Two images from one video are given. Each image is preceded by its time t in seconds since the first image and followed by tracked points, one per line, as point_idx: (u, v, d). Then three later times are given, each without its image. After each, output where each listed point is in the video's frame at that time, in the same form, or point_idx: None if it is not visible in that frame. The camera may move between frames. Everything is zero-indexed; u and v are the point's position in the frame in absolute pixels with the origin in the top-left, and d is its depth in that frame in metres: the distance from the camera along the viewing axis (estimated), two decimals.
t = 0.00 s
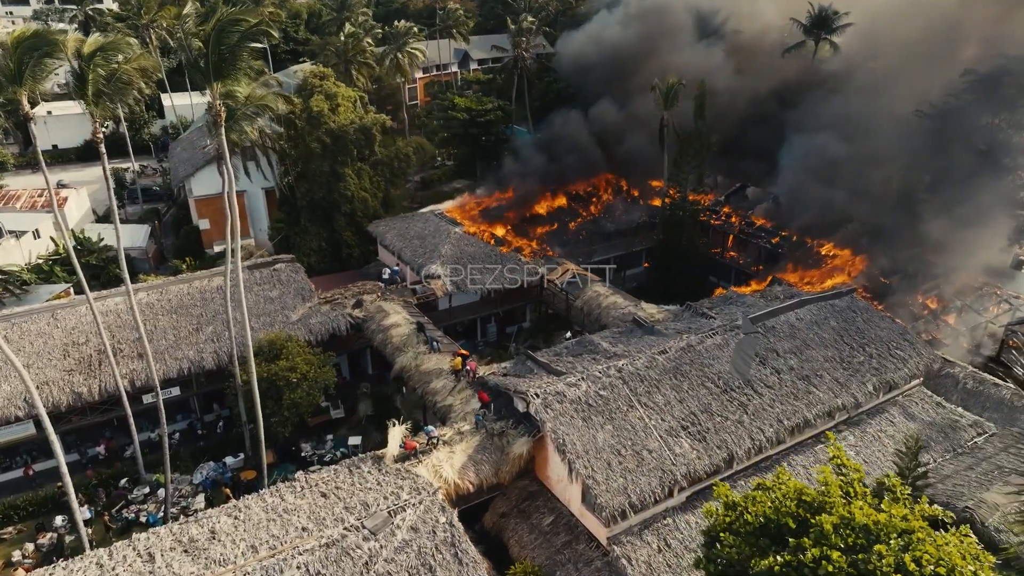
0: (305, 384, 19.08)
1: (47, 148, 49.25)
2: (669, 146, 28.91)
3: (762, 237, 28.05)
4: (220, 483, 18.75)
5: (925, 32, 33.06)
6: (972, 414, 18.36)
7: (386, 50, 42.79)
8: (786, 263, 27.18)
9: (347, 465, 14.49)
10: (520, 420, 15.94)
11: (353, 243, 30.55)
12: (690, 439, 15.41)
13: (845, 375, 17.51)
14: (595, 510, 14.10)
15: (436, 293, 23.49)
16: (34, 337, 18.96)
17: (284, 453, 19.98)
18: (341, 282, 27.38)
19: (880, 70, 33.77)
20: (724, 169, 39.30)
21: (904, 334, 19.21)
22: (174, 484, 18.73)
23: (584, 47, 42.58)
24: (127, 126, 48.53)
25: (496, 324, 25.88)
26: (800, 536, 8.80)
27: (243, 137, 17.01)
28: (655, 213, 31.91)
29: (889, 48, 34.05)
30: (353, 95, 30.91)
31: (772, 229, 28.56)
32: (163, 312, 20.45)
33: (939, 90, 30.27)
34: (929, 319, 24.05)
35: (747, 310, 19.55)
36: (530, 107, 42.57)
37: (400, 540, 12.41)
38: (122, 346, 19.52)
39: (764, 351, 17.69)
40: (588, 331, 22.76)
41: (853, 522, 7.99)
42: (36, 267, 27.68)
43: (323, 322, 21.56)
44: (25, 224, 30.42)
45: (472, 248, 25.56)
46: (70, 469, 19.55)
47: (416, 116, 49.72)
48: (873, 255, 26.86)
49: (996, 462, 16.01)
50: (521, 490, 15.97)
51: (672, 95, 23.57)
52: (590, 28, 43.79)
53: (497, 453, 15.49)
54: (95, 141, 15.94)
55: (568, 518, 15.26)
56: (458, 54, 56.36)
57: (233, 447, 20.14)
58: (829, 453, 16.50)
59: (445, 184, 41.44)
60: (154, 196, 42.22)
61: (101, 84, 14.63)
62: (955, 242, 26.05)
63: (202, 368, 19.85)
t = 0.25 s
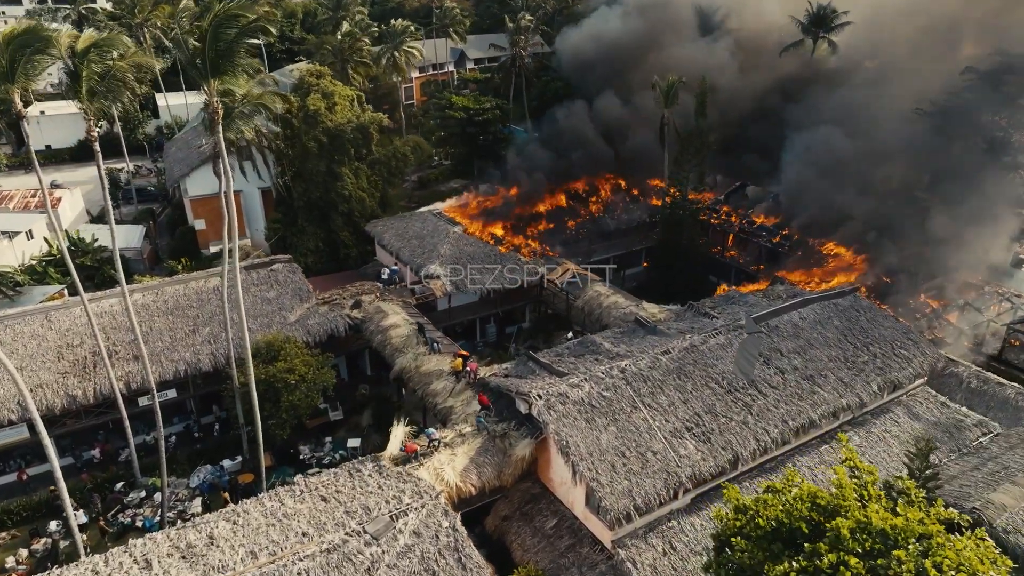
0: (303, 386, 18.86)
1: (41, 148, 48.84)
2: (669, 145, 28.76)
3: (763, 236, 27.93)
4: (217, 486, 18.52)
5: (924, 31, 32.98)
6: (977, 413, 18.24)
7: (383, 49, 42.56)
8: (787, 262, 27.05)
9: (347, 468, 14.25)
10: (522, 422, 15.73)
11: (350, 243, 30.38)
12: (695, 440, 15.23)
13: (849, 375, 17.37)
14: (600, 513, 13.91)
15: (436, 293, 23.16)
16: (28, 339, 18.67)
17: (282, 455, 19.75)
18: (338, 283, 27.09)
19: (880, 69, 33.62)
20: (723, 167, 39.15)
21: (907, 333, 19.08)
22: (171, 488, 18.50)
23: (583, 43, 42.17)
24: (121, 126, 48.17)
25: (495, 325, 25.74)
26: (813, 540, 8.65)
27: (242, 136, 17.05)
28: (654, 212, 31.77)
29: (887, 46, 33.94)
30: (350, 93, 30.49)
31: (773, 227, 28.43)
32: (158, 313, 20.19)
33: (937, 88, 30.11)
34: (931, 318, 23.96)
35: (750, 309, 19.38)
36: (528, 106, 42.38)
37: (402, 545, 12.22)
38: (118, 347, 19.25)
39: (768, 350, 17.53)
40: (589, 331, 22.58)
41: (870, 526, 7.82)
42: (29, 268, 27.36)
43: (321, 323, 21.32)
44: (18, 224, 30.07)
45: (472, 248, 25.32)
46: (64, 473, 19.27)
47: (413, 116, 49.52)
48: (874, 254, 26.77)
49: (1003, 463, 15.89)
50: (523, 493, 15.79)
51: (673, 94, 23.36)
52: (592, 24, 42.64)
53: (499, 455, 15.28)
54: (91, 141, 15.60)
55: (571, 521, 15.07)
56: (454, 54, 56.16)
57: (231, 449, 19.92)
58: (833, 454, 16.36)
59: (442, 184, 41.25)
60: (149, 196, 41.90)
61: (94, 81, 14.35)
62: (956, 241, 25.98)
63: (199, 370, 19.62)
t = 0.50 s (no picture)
0: (302, 388, 18.61)
1: (35, 148, 48.43)
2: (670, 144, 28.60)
3: (764, 235, 27.84)
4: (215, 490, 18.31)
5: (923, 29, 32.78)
6: (982, 413, 18.09)
7: (380, 48, 42.34)
8: (788, 262, 26.92)
9: (348, 471, 14.02)
10: (525, 423, 15.52)
11: (350, 243, 30.33)
12: (700, 442, 15.04)
13: (854, 375, 17.20)
14: (604, 516, 13.73)
15: (436, 294, 22.92)
16: (22, 341, 18.38)
17: (280, 458, 19.51)
18: (336, 284, 26.83)
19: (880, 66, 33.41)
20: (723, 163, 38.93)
21: (912, 332, 18.93)
22: (168, 491, 18.26)
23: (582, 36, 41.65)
24: (116, 126, 47.80)
25: (495, 325, 25.65)
26: (827, 545, 8.49)
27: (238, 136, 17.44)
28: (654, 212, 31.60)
29: (886, 44, 33.76)
30: (348, 92, 29.79)
31: (774, 226, 28.29)
32: (155, 314, 19.94)
33: (937, 84, 29.90)
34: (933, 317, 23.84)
35: (753, 308, 19.24)
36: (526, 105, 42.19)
37: (405, 550, 12.03)
38: (113, 349, 18.98)
39: (772, 350, 17.36)
40: (590, 331, 22.39)
41: (888, 530, 7.66)
42: (23, 269, 27.05)
43: (320, 324, 21.10)
44: (11, 225, 29.76)
45: (471, 248, 25.09)
46: (59, 477, 19.02)
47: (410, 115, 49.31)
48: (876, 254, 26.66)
49: (1010, 463, 15.75)
50: (525, 495, 15.58)
51: (674, 92, 23.18)
52: (593, 19, 41.65)
53: (501, 457, 15.06)
54: (85, 140, 15.37)
55: (575, 524, 14.88)
56: (451, 53, 55.99)
57: (228, 452, 19.67)
58: (839, 454, 16.20)
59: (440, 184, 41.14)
60: (144, 196, 41.58)
61: (89, 78, 14.09)
62: (957, 241, 25.93)
63: (196, 372, 19.40)
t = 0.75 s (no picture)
0: (300, 390, 18.36)
1: (28, 148, 48.01)
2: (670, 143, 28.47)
3: (764, 234, 27.73)
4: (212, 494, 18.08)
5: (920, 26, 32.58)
6: (987, 413, 17.96)
7: (378, 47, 42.10)
8: (789, 261, 26.79)
9: (348, 474, 13.80)
10: (527, 425, 15.31)
11: (348, 243, 30.13)
12: (704, 443, 14.86)
13: (859, 374, 17.05)
14: (609, 519, 13.54)
15: (435, 294, 22.71)
16: (15, 343, 18.08)
17: (278, 461, 19.26)
18: (334, 284, 26.56)
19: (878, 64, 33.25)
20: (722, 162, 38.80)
21: (916, 331, 18.79)
22: (164, 495, 17.99)
23: (581, 34, 41.45)
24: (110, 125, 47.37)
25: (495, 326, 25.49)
26: (840, 551, 8.33)
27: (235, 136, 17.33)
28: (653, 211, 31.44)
29: (884, 39, 33.43)
30: (345, 91, 29.67)
31: (774, 225, 28.17)
32: (150, 315, 19.69)
33: (936, 78, 29.54)
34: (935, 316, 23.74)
35: (756, 308, 19.08)
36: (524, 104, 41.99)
37: (407, 555, 11.82)
38: (109, 351, 18.72)
39: (776, 350, 17.19)
40: (591, 331, 22.20)
41: (906, 535, 7.46)
42: (16, 270, 26.73)
43: (318, 325, 20.88)
44: (5, 225, 29.42)
45: (471, 248, 24.87)
46: (53, 481, 18.75)
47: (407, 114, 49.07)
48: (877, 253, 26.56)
49: (1017, 463, 15.60)
50: (528, 498, 15.37)
51: (675, 89, 23.02)
52: (592, 17, 41.45)
53: (504, 459, 14.85)
54: (79, 139, 15.09)
55: (579, 527, 14.69)
56: (448, 53, 55.81)
57: (226, 455, 19.41)
58: (845, 455, 16.04)
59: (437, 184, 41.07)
60: (140, 196, 41.25)
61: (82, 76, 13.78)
62: (958, 239, 25.83)
63: (192, 374, 19.15)
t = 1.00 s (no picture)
0: (298, 391, 18.11)
1: (21, 149, 47.57)
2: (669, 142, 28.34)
3: (764, 233, 27.60)
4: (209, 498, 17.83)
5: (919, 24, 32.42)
6: (992, 412, 17.82)
7: (374, 46, 41.85)
8: (790, 259, 26.67)
9: (348, 477, 13.57)
10: (529, 426, 15.09)
11: (345, 243, 29.88)
12: (709, 444, 14.68)
13: (863, 374, 16.89)
14: (613, 522, 13.36)
15: (434, 294, 22.50)
16: (8, 345, 17.79)
17: (276, 464, 19.01)
18: (331, 284, 26.32)
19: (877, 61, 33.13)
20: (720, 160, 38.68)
21: (919, 330, 18.66)
22: (160, 499, 17.75)
23: (578, 33, 41.27)
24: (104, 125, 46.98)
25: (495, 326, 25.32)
26: (853, 556, 8.15)
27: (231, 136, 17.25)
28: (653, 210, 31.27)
29: (882, 37, 33.25)
30: (342, 89, 29.43)
31: (774, 224, 28.04)
32: (146, 317, 19.43)
33: (935, 75, 29.40)
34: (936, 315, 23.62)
35: (758, 307, 18.91)
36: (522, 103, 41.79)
37: (410, 560, 11.62)
38: (103, 353, 18.44)
39: (779, 349, 17.03)
40: (591, 331, 22.02)
41: (924, 540, 7.29)
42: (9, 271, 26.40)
43: (316, 326, 20.64)
44: None
45: (470, 247, 24.66)
46: (47, 485, 18.46)
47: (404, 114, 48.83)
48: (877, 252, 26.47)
49: None
50: (530, 500, 15.18)
51: (675, 87, 22.87)
52: (590, 15, 41.24)
53: (506, 462, 14.64)
54: (74, 138, 14.82)
55: (582, 529, 14.49)
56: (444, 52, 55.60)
57: (223, 458, 19.16)
58: (849, 455, 15.87)
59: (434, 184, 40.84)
60: (134, 197, 40.90)
61: (76, 72, 13.53)
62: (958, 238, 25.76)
63: (188, 375, 18.91)
